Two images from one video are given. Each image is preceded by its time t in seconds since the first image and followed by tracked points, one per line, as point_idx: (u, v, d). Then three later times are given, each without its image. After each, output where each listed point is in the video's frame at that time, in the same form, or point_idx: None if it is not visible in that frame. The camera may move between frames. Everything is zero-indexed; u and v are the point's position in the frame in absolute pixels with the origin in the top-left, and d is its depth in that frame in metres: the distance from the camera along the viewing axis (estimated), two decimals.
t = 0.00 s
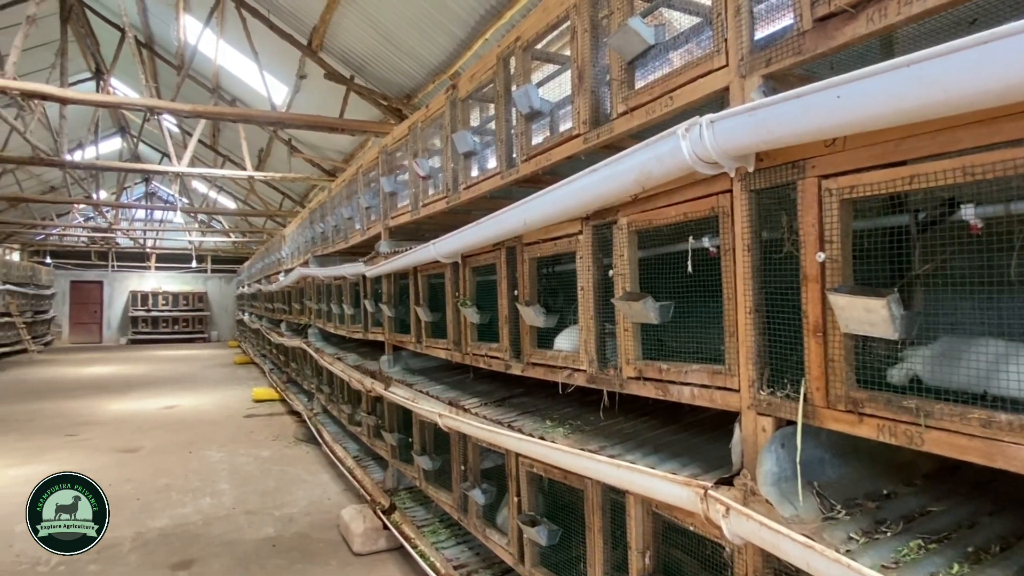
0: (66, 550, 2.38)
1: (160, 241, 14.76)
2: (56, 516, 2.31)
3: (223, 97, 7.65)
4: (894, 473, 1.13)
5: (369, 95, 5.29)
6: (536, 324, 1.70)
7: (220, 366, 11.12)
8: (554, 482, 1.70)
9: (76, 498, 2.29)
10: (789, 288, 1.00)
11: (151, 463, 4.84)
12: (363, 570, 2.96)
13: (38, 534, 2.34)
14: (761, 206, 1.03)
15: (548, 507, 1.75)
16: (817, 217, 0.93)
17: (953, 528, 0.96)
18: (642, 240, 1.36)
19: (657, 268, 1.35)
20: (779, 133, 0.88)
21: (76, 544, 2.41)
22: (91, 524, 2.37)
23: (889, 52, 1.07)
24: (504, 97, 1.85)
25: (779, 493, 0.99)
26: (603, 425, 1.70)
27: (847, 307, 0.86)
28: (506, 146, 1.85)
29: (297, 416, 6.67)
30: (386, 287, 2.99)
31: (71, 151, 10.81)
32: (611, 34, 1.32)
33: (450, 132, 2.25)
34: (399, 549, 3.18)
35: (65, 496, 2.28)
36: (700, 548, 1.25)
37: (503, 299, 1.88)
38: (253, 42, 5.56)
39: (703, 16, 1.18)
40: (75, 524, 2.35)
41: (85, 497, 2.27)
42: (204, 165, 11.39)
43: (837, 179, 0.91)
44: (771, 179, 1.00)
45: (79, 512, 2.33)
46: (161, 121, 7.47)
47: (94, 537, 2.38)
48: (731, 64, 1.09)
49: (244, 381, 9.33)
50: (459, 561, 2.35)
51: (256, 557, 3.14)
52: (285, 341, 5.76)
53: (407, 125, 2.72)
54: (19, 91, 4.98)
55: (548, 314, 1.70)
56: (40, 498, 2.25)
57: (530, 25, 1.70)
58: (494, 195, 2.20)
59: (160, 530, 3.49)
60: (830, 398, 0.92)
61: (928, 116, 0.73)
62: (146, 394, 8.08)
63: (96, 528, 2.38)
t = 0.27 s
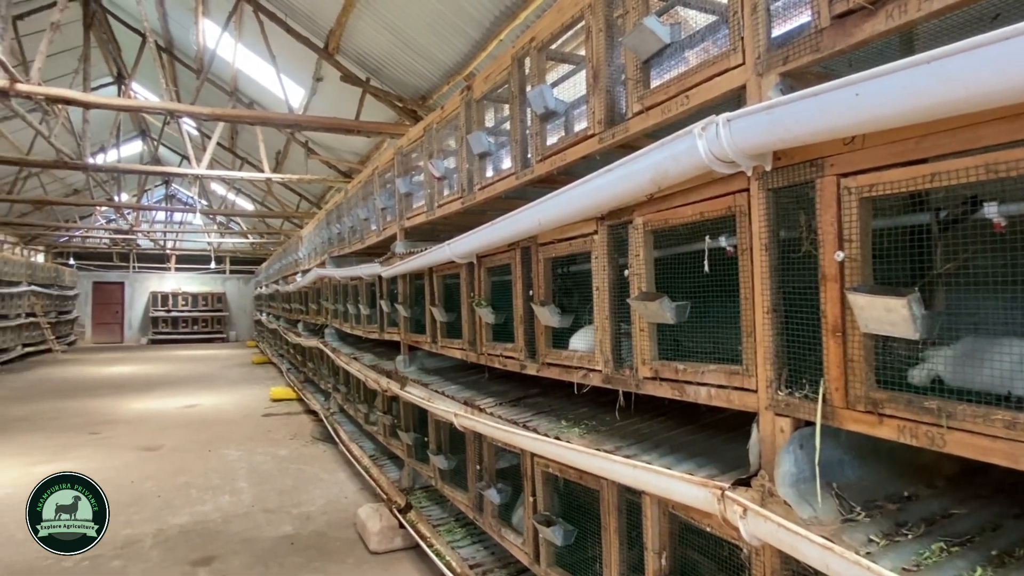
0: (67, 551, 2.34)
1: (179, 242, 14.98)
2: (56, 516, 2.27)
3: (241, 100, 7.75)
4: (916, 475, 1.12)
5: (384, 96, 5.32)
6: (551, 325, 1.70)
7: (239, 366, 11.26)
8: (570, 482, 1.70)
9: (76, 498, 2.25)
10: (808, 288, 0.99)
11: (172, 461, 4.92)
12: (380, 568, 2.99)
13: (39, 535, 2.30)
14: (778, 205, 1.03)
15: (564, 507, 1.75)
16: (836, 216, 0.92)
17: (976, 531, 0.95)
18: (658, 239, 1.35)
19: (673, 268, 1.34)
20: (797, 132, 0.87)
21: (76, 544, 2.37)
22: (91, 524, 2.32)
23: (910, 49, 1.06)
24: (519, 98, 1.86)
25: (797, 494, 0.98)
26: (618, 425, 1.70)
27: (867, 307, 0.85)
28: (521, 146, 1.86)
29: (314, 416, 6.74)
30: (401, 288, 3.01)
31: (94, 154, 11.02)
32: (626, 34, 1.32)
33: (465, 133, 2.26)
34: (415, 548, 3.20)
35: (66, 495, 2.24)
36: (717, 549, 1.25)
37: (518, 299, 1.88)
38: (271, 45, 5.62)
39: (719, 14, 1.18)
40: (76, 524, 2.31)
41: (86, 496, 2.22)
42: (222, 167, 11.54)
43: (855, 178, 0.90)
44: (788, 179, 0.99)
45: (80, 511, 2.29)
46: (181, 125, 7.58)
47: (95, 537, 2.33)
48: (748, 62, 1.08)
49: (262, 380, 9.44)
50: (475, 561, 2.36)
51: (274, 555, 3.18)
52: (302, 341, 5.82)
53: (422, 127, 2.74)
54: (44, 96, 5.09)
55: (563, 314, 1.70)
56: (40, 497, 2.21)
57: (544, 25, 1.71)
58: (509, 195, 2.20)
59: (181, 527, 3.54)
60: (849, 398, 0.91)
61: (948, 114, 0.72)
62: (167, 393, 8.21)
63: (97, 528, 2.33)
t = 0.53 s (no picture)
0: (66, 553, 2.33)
1: (198, 243, 15.20)
2: (56, 516, 2.27)
3: (259, 103, 7.84)
4: (937, 477, 1.10)
5: (399, 98, 5.36)
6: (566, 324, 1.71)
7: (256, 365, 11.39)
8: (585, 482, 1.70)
9: (76, 498, 2.25)
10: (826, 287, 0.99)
11: (192, 459, 4.99)
12: (395, 566, 3.01)
13: (38, 535, 2.29)
14: (796, 204, 1.02)
15: (579, 507, 1.75)
16: (855, 215, 0.91)
17: (999, 534, 0.94)
18: (673, 239, 1.35)
19: (689, 267, 1.34)
20: (815, 130, 0.87)
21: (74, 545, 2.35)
22: (91, 524, 2.31)
23: (930, 45, 1.04)
24: (534, 98, 1.86)
25: (816, 496, 0.97)
26: (634, 425, 1.70)
27: (887, 307, 0.85)
28: (535, 146, 1.86)
29: (330, 415, 6.80)
30: (416, 288, 3.02)
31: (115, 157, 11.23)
32: (642, 33, 1.32)
33: (480, 133, 2.27)
34: (430, 546, 3.22)
35: (65, 496, 2.24)
36: (734, 550, 1.24)
37: (533, 299, 1.88)
38: (287, 48, 5.69)
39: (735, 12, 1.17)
40: (75, 524, 2.29)
41: (85, 497, 2.23)
42: (240, 169, 11.69)
43: (875, 176, 0.89)
44: (806, 178, 0.99)
45: (79, 512, 2.29)
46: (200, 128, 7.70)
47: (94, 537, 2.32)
48: (765, 60, 1.08)
49: (279, 379, 9.54)
50: (490, 560, 2.36)
51: (291, 552, 3.21)
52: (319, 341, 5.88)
53: (437, 128, 2.75)
54: (67, 100, 5.20)
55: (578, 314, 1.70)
56: (40, 497, 2.21)
57: (559, 25, 1.71)
58: (523, 195, 2.21)
59: (200, 525, 3.60)
60: (869, 399, 0.91)
61: (969, 111, 0.71)
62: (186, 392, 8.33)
63: (96, 529, 2.31)
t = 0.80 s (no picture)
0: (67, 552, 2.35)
1: (216, 244, 15.40)
2: (56, 516, 2.29)
3: (275, 105, 7.92)
4: (958, 478, 1.08)
5: (413, 99, 5.39)
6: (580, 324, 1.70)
7: (273, 365, 11.52)
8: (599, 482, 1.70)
9: (76, 498, 2.27)
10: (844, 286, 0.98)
11: (210, 457, 5.06)
12: (410, 565, 3.02)
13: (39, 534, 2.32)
14: (813, 203, 1.01)
15: (594, 507, 1.74)
16: (873, 213, 0.90)
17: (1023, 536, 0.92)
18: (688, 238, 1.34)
19: (705, 267, 1.33)
20: (832, 128, 0.86)
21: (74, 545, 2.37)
22: (91, 524, 2.34)
23: (951, 40, 1.03)
24: (548, 98, 1.86)
25: (834, 497, 0.96)
26: (648, 425, 1.69)
27: (906, 306, 0.84)
28: (549, 146, 1.86)
29: (345, 414, 6.85)
30: (431, 287, 3.04)
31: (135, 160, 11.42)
32: (656, 32, 1.32)
33: (493, 133, 2.27)
34: (445, 545, 3.23)
35: (65, 496, 2.26)
36: (751, 551, 1.23)
37: (547, 299, 1.88)
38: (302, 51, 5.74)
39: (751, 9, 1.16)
40: (75, 524, 2.32)
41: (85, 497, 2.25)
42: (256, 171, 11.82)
43: (894, 174, 0.88)
44: (824, 176, 0.98)
45: (79, 512, 2.30)
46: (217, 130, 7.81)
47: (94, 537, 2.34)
48: (781, 58, 1.07)
49: (295, 379, 9.64)
50: (504, 559, 2.37)
51: (308, 550, 3.25)
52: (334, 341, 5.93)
53: (451, 128, 2.77)
54: (88, 104, 5.30)
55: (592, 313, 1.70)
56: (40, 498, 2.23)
57: (573, 25, 1.70)
58: (537, 195, 2.21)
59: (218, 522, 3.65)
60: (888, 399, 0.90)
61: (991, 107, 0.70)
62: (205, 391, 8.45)
63: (96, 529, 2.34)
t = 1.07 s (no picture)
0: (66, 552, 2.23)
1: (232, 245, 15.59)
2: (56, 516, 2.19)
3: (290, 107, 8.00)
4: (981, 480, 1.07)
5: (427, 99, 5.41)
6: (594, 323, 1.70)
7: (289, 364, 11.62)
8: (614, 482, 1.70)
9: (76, 498, 2.17)
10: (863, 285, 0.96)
11: (227, 455, 5.12)
12: (425, 563, 3.04)
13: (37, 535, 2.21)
14: (830, 201, 1.00)
15: (608, 507, 1.74)
16: (893, 211, 0.89)
17: None
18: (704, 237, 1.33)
19: (720, 266, 1.32)
20: (851, 125, 0.85)
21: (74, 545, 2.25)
22: (91, 524, 2.22)
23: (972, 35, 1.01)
24: (561, 97, 1.86)
25: (853, 498, 0.95)
26: (663, 425, 1.68)
27: (926, 305, 0.83)
28: (563, 145, 1.86)
29: (360, 413, 6.90)
30: (444, 287, 3.05)
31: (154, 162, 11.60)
32: (671, 30, 1.31)
33: (507, 133, 2.28)
34: (459, 544, 3.24)
35: (65, 495, 2.16)
36: (768, 553, 1.22)
37: (561, 298, 1.88)
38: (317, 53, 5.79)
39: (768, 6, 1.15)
40: (75, 524, 2.21)
41: (85, 497, 2.16)
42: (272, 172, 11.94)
43: (914, 171, 0.87)
44: (842, 173, 0.97)
45: (79, 511, 2.20)
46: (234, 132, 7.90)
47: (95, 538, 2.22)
48: (798, 55, 1.06)
49: (311, 378, 9.72)
50: (518, 559, 2.37)
51: (324, 547, 3.28)
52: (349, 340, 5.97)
53: (464, 128, 2.77)
54: (109, 108, 5.39)
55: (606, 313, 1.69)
56: (39, 497, 2.13)
57: (587, 23, 1.70)
58: (551, 194, 2.21)
59: (236, 519, 3.69)
60: (908, 399, 0.88)
61: (1014, 103, 0.69)
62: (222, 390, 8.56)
63: (97, 529, 2.21)
